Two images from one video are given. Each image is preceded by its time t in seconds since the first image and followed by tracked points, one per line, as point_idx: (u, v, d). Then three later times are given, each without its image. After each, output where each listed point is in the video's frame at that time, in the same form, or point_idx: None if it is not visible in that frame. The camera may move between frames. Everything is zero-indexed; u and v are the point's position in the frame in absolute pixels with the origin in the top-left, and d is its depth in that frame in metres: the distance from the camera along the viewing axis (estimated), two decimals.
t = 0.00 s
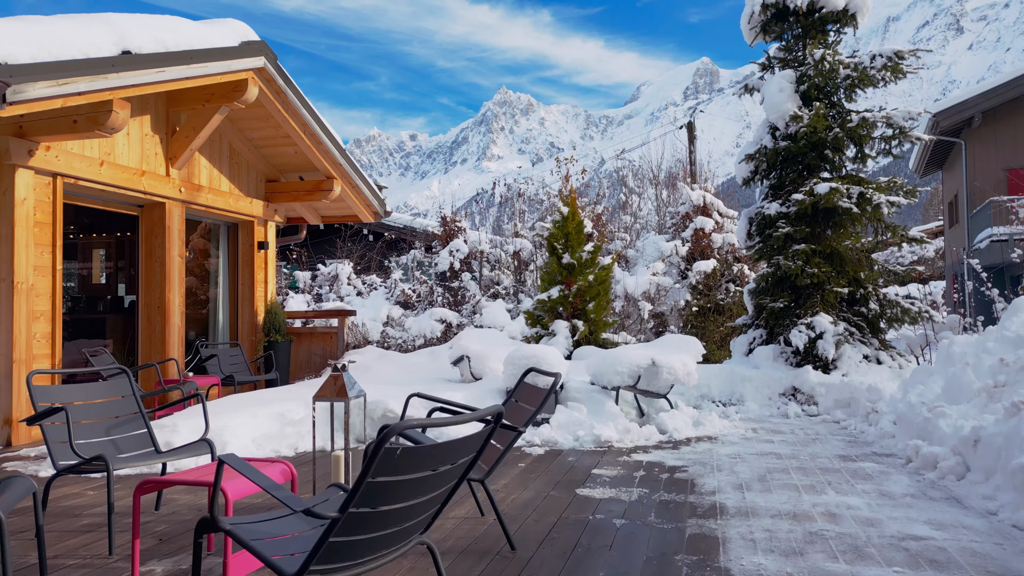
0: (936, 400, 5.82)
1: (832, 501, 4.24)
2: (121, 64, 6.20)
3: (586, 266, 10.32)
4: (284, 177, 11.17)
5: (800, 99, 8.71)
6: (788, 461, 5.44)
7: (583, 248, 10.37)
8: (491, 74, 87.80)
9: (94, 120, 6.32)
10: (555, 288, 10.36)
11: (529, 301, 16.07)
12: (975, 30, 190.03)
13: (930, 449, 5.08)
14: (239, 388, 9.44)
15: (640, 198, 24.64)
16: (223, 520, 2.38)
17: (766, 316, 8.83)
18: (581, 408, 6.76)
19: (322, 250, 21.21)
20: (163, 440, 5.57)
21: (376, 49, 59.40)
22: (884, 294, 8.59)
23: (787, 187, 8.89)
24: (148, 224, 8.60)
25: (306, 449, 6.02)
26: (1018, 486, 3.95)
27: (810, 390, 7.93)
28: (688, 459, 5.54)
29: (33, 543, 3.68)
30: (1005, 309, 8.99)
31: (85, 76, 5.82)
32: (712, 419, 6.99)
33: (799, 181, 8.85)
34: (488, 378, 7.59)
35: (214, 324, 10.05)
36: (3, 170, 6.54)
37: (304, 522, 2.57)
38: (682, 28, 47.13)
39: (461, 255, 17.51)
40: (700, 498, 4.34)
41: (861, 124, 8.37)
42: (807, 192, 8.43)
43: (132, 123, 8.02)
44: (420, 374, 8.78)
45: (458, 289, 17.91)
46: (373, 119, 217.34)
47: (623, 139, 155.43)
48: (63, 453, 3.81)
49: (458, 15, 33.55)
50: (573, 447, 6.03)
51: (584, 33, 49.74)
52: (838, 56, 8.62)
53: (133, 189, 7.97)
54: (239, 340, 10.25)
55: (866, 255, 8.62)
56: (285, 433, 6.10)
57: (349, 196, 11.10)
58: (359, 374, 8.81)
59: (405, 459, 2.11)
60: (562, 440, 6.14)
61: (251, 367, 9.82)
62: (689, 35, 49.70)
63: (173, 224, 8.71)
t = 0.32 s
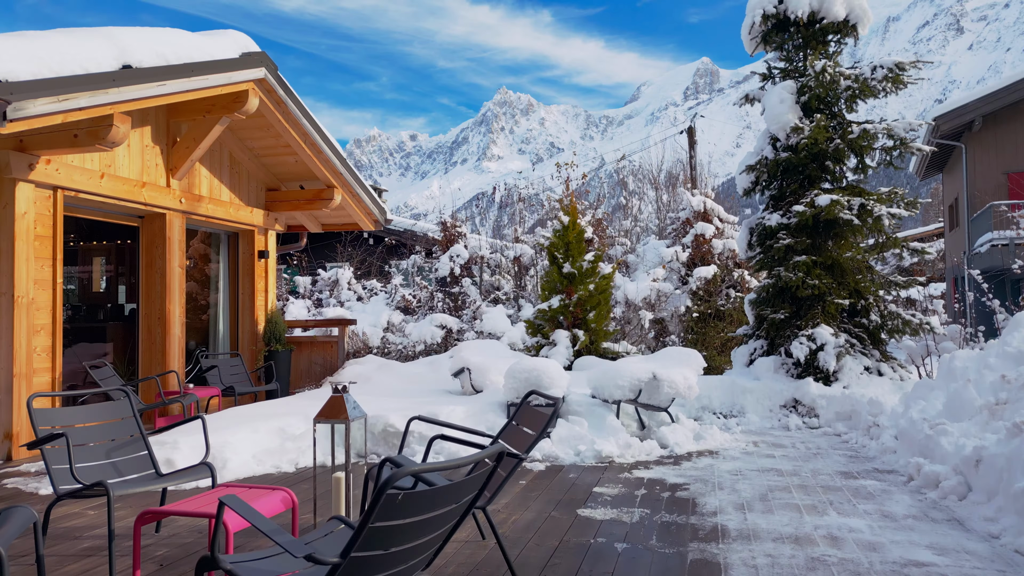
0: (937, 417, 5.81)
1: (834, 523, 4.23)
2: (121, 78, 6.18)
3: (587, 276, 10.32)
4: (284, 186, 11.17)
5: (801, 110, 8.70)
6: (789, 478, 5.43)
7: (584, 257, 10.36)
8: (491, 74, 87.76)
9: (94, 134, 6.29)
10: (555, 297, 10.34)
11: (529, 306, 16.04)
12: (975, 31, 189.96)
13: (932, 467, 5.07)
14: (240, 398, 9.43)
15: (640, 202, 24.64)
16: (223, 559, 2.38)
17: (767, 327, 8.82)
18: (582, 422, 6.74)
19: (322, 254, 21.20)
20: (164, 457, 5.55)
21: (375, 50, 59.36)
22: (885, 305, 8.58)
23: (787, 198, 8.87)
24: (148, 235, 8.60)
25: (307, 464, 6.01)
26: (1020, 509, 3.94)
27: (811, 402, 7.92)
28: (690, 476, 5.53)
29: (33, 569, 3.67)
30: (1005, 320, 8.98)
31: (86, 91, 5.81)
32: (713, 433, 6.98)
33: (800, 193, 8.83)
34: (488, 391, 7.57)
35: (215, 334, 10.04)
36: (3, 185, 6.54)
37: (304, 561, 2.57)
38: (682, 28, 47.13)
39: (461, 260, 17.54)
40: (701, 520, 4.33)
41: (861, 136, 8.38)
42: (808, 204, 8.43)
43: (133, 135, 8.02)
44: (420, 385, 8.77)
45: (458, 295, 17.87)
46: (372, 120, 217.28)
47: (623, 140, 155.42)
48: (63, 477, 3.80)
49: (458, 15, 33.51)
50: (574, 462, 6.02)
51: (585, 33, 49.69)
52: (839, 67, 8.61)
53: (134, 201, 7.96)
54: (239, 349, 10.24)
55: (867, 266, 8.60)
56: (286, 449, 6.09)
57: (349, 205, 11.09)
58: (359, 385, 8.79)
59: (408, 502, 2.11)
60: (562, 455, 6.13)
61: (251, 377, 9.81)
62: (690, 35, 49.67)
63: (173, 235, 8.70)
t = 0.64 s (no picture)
0: (939, 433, 5.79)
1: (836, 545, 4.22)
2: (121, 93, 6.17)
3: (587, 285, 10.32)
4: (285, 195, 11.16)
5: (801, 121, 8.68)
6: (790, 495, 5.42)
7: (584, 266, 10.36)
8: (491, 75, 87.72)
9: (95, 148, 6.29)
10: (556, 306, 10.32)
11: (530, 311, 16.02)
12: (975, 33, 190.09)
13: (933, 485, 5.06)
14: (240, 408, 9.43)
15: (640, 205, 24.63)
16: None
17: (768, 338, 8.82)
18: (583, 435, 6.73)
19: (323, 258, 21.20)
20: (164, 473, 5.55)
21: (375, 50, 59.28)
22: (886, 316, 8.58)
23: (788, 208, 8.85)
24: (148, 246, 8.60)
25: (307, 480, 6.01)
26: (1022, 533, 3.93)
27: (812, 415, 7.91)
28: (691, 493, 5.52)
29: None
30: (1007, 331, 8.98)
31: (86, 107, 5.80)
32: (714, 446, 6.97)
33: (800, 204, 8.82)
34: (488, 404, 7.55)
35: (215, 344, 10.04)
36: (3, 199, 6.54)
37: None
38: (682, 29, 47.12)
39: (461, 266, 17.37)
40: (703, 541, 4.32)
41: (862, 147, 8.37)
42: (809, 215, 8.43)
43: (133, 147, 8.00)
44: (421, 396, 8.76)
45: (458, 300, 17.85)
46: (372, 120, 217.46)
47: (623, 141, 155.38)
48: (63, 502, 3.79)
49: (458, 15, 33.44)
50: (575, 477, 6.01)
51: (585, 33, 49.64)
52: (840, 78, 8.60)
53: (134, 213, 7.96)
54: (240, 359, 10.24)
55: (868, 277, 8.61)
56: (286, 464, 6.08)
57: (349, 214, 11.08)
58: (359, 396, 8.79)
59: (407, 548, 2.13)
60: (563, 470, 6.13)
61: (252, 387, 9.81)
62: (690, 35, 49.62)
63: (173, 246, 8.70)
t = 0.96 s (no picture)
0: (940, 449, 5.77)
1: (838, 567, 4.21)
2: (121, 107, 6.17)
3: (588, 294, 10.29)
4: (285, 203, 11.15)
5: (802, 132, 8.66)
6: (792, 512, 5.41)
7: (585, 275, 10.35)
8: (491, 75, 87.71)
9: (95, 162, 6.29)
10: (556, 315, 10.31)
11: (530, 317, 16.00)
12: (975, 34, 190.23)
13: (935, 504, 5.05)
14: (240, 419, 9.41)
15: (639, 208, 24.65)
16: None
17: (768, 348, 8.82)
18: (584, 449, 6.71)
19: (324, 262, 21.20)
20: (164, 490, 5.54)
21: (375, 49, 59.24)
22: (887, 327, 8.57)
23: (789, 219, 8.84)
24: (148, 257, 8.60)
25: (307, 495, 6.01)
26: None
27: (813, 426, 7.91)
28: (693, 510, 5.51)
29: None
30: (1009, 341, 8.97)
31: (86, 122, 5.79)
32: (715, 459, 6.97)
33: (801, 215, 8.81)
34: (489, 416, 7.53)
35: (215, 353, 10.02)
36: (3, 212, 6.54)
37: None
38: (683, 29, 47.06)
39: (461, 271, 17.74)
40: (705, 562, 4.30)
41: (863, 158, 8.36)
42: (810, 226, 8.41)
43: (133, 158, 7.99)
44: (421, 407, 8.75)
45: (459, 305, 17.84)
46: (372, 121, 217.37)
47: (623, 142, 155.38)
48: (63, 526, 3.78)
49: (458, 15, 33.36)
50: (576, 493, 6.00)
51: (585, 34, 49.61)
52: (841, 89, 8.58)
53: (134, 225, 7.96)
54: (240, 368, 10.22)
55: (869, 288, 8.62)
56: (286, 479, 6.08)
57: (350, 222, 11.06)
58: (360, 407, 8.78)
59: None
60: (564, 485, 6.12)
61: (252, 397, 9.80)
62: (689, 35, 49.65)
63: (174, 256, 8.70)
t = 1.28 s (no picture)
0: (942, 465, 5.75)
1: None
2: (122, 120, 6.16)
3: (589, 302, 10.26)
4: (285, 212, 11.13)
5: (804, 142, 8.65)
6: (794, 529, 5.39)
7: (586, 284, 10.31)
8: (491, 74, 87.70)
9: (95, 176, 6.29)
10: (557, 324, 10.28)
11: (531, 322, 15.98)
12: (975, 34, 190.23)
13: (938, 521, 5.04)
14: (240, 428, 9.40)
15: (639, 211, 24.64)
16: None
17: (769, 359, 8.80)
18: (585, 462, 6.71)
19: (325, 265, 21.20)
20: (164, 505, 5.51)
21: (376, 49, 59.20)
22: (889, 338, 8.56)
23: (790, 229, 8.82)
24: (148, 267, 8.59)
25: (308, 509, 6.01)
26: None
27: (815, 438, 7.89)
28: (694, 526, 5.50)
29: None
30: (1010, 352, 8.97)
31: (87, 137, 5.80)
32: (717, 472, 6.96)
33: (802, 225, 8.79)
34: (490, 429, 7.52)
35: (215, 362, 10.01)
36: (3, 225, 6.55)
37: None
38: (683, 29, 47.02)
39: (462, 276, 17.64)
40: None
41: (865, 169, 8.34)
42: (811, 237, 8.39)
43: (133, 169, 7.99)
44: (421, 418, 8.73)
45: (459, 309, 17.82)
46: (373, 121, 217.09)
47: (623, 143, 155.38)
48: (63, 551, 3.78)
49: (459, 15, 33.35)
50: (577, 507, 6.00)
51: (586, 34, 49.62)
52: (841, 99, 8.57)
53: (135, 235, 7.96)
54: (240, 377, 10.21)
55: (870, 298, 8.61)
56: (287, 493, 6.08)
57: (350, 230, 11.05)
58: (360, 417, 8.76)
59: None
60: (566, 499, 6.12)
61: (252, 406, 9.79)
62: (689, 36, 49.71)
63: (174, 267, 8.70)
